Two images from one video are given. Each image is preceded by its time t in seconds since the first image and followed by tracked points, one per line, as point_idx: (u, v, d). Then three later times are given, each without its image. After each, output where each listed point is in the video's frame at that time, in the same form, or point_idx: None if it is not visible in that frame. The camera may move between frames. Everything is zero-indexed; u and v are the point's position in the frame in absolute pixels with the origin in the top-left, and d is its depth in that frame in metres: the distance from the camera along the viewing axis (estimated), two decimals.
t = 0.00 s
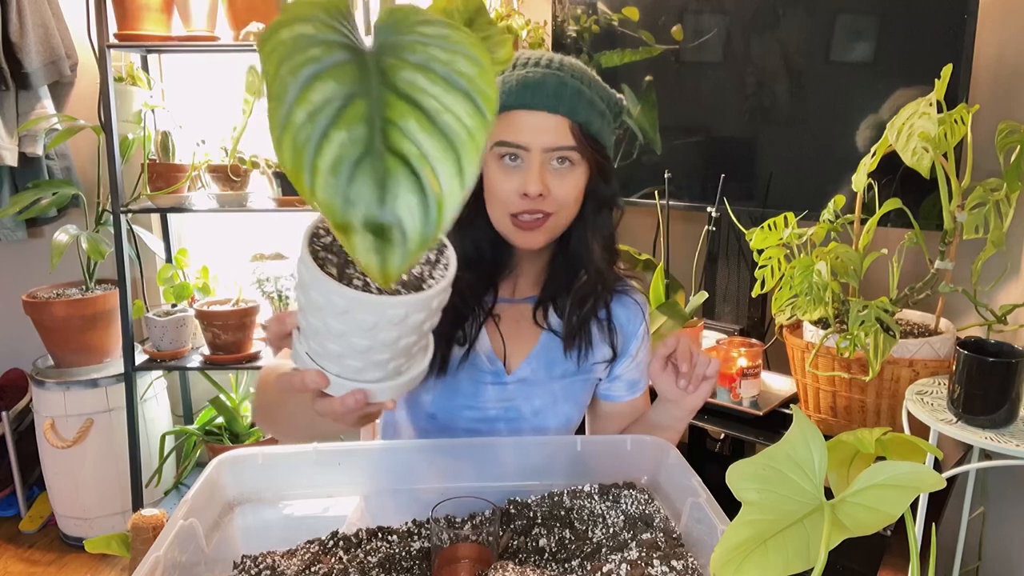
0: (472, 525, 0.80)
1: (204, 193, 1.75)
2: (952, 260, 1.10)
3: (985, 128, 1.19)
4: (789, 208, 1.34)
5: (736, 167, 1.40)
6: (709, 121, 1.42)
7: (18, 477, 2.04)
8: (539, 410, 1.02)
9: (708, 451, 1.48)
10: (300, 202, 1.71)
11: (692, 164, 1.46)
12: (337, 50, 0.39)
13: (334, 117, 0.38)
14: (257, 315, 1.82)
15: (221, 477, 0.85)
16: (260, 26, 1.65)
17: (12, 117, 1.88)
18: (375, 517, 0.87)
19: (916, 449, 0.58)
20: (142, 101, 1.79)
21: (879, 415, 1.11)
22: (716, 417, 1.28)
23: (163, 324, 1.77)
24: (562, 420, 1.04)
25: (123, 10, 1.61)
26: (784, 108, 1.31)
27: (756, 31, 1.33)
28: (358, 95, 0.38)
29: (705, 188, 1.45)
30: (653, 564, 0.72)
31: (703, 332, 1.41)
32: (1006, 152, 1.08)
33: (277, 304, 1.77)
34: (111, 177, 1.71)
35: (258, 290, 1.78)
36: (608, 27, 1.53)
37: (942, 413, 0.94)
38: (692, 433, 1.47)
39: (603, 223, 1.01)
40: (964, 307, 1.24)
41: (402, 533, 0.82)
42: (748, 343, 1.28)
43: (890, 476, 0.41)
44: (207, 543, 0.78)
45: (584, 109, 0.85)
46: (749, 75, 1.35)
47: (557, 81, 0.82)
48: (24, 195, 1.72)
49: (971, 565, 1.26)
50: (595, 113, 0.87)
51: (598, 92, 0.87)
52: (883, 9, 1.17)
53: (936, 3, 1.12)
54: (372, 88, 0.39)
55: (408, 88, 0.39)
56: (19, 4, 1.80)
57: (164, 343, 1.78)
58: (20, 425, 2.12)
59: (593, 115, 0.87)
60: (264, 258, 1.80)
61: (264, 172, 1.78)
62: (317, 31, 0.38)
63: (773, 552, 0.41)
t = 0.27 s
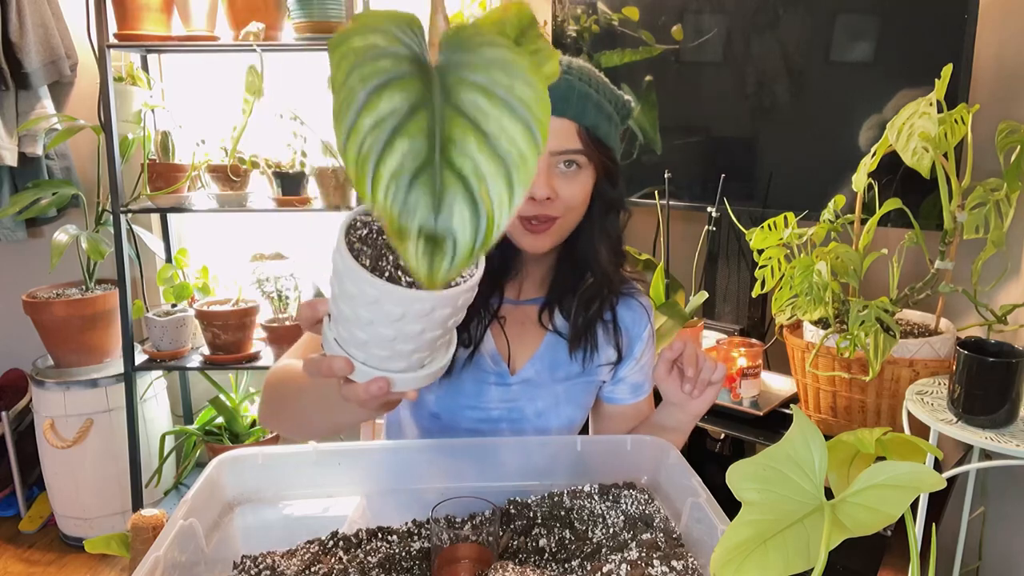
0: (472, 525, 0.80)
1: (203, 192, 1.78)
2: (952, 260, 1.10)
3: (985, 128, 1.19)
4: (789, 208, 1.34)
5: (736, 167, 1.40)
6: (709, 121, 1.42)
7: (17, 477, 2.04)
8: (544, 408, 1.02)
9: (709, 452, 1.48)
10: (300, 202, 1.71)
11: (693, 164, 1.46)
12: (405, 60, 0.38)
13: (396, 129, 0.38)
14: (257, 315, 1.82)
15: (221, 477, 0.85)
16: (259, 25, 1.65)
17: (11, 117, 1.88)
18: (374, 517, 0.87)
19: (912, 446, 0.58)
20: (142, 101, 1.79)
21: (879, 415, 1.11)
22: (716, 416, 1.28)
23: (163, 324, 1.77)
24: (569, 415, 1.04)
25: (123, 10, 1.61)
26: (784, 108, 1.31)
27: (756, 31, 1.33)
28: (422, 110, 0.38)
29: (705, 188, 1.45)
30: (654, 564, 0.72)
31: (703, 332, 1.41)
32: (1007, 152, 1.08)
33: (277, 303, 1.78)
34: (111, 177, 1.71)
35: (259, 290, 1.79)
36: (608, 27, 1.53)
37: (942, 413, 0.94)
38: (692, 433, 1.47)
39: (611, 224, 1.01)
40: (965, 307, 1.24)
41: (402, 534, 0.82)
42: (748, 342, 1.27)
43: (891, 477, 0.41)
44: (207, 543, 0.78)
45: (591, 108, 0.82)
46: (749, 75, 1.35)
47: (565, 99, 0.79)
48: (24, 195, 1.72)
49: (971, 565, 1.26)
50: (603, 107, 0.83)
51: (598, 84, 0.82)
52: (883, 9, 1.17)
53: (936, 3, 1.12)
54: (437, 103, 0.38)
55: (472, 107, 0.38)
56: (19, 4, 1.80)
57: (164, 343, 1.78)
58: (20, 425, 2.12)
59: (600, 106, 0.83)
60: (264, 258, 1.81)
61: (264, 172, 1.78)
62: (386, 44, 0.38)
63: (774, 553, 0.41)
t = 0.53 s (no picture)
0: (472, 525, 0.80)
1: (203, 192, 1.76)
2: (952, 261, 1.10)
3: (985, 128, 1.19)
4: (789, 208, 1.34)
5: (736, 166, 1.40)
6: (709, 121, 1.42)
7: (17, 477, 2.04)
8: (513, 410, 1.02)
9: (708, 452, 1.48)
10: (300, 201, 1.72)
11: (693, 164, 1.46)
12: None
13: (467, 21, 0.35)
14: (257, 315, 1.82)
15: (220, 477, 0.85)
16: (259, 25, 1.65)
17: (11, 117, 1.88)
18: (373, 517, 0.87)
19: (908, 444, 0.59)
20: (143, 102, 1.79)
21: (879, 415, 1.11)
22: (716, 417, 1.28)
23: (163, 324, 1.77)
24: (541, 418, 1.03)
25: (123, 10, 1.61)
26: (784, 108, 1.31)
27: (756, 31, 1.33)
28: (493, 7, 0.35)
29: (705, 188, 1.45)
30: (654, 564, 0.72)
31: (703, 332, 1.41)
32: (1007, 152, 1.08)
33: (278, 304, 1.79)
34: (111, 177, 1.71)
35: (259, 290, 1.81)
36: (608, 27, 1.53)
37: (942, 413, 0.94)
38: (692, 433, 1.47)
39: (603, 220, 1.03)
40: (965, 307, 1.24)
41: (402, 534, 0.82)
42: (748, 343, 1.27)
43: (891, 477, 0.42)
44: (206, 543, 0.77)
45: (483, 120, 0.85)
46: (749, 75, 1.35)
47: (392, 117, 0.81)
48: (24, 195, 1.72)
49: (971, 565, 1.26)
50: (500, 116, 0.87)
51: (476, 88, 0.84)
52: (883, 8, 1.17)
53: (936, 3, 1.12)
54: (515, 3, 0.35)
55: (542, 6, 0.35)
56: (19, 5, 1.80)
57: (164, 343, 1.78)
58: (20, 425, 2.12)
59: (497, 115, 0.86)
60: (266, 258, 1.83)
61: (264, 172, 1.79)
62: None
63: (774, 551, 0.41)
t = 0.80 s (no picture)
0: (472, 525, 0.80)
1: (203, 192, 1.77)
2: (952, 261, 1.10)
3: (985, 128, 1.19)
4: (789, 208, 1.34)
5: (736, 166, 1.40)
6: (710, 121, 1.42)
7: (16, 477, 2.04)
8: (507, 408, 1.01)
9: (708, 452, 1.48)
10: (300, 201, 1.72)
11: (693, 164, 1.46)
12: None
13: None
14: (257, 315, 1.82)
15: (220, 477, 0.85)
16: (259, 25, 1.65)
17: (11, 117, 1.88)
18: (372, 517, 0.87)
19: (907, 443, 0.59)
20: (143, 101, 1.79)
21: (879, 415, 1.11)
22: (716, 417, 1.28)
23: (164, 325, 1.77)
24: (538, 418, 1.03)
25: (123, 10, 1.61)
26: (784, 108, 1.31)
27: (756, 31, 1.33)
28: None
29: (705, 188, 1.45)
30: (654, 565, 0.72)
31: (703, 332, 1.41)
32: (1007, 151, 1.08)
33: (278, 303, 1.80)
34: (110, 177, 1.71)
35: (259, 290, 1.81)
36: (608, 26, 1.53)
37: (942, 413, 0.94)
38: (692, 433, 1.47)
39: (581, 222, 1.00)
40: (965, 307, 1.24)
41: (402, 534, 0.82)
42: (748, 342, 1.27)
43: (890, 477, 0.42)
44: (206, 543, 0.77)
45: (464, 123, 0.75)
46: (750, 75, 1.35)
47: (366, 123, 0.73)
48: (24, 195, 1.72)
49: (971, 565, 1.26)
50: (483, 116, 0.76)
51: (454, 91, 0.75)
52: (883, 8, 1.17)
53: (936, 3, 1.12)
54: None
55: None
56: (19, 5, 1.80)
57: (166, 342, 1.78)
58: (20, 425, 2.12)
59: (483, 117, 0.77)
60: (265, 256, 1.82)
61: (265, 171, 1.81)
62: None
63: (773, 551, 0.41)
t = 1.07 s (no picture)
0: (472, 525, 0.80)
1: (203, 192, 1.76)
2: (953, 260, 1.10)
3: (986, 128, 1.19)
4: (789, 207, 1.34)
5: (736, 166, 1.40)
6: (710, 121, 1.42)
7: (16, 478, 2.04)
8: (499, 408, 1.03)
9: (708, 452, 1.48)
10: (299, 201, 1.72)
11: (693, 164, 1.46)
12: None
13: None
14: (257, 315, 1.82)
15: (220, 477, 0.85)
16: (258, 25, 1.65)
17: (10, 117, 1.88)
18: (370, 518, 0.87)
19: (907, 443, 0.59)
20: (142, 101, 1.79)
21: (879, 415, 1.11)
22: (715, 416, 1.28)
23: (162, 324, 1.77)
24: (531, 417, 1.05)
25: (123, 10, 1.61)
26: (784, 108, 1.31)
27: (757, 31, 1.33)
28: None
29: (705, 187, 1.45)
30: (654, 565, 0.72)
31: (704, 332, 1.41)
32: (1008, 151, 1.08)
33: (278, 304, 1.79)
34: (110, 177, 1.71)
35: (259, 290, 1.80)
36: (608, 26, 1.53)
37: (942, 413, 0.94)
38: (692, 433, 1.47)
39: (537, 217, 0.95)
40: (965, 307, 1.24)
41: (402, 534, 0.82)
42: (748, 343, 1.27)
43: (890, 477, 0.42)
44: (206, 543, 0.78)
45: (410, 130, 0.71)
46: (750, 74, 1.35)
47: (312, 142, 0.70)
48: (23, 195, 1.72)
49: (972, 565, 1.26)
50: (433, 121, 0.72)
51: (393, 98, 0.70)
52: (883, 8, 1.17)
53: (936, 3, 1.12)
54: None
55: None
56: (18, 5, 1.80)
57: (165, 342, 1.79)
58: (20, 425, 2.12)
59: (431, 121, 0.72)
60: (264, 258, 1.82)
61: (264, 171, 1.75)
62: None
63: (774, 552, 0.41)
